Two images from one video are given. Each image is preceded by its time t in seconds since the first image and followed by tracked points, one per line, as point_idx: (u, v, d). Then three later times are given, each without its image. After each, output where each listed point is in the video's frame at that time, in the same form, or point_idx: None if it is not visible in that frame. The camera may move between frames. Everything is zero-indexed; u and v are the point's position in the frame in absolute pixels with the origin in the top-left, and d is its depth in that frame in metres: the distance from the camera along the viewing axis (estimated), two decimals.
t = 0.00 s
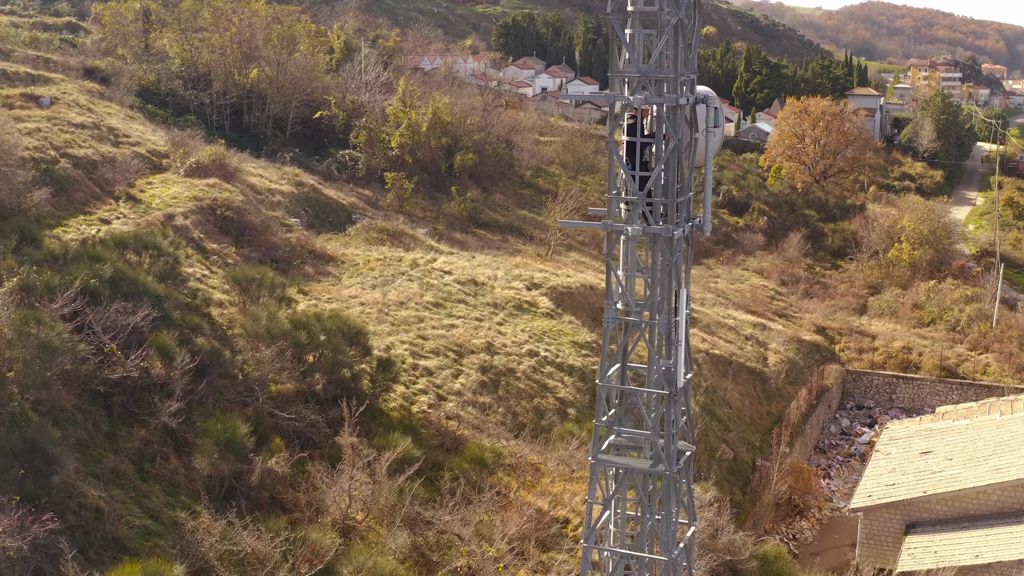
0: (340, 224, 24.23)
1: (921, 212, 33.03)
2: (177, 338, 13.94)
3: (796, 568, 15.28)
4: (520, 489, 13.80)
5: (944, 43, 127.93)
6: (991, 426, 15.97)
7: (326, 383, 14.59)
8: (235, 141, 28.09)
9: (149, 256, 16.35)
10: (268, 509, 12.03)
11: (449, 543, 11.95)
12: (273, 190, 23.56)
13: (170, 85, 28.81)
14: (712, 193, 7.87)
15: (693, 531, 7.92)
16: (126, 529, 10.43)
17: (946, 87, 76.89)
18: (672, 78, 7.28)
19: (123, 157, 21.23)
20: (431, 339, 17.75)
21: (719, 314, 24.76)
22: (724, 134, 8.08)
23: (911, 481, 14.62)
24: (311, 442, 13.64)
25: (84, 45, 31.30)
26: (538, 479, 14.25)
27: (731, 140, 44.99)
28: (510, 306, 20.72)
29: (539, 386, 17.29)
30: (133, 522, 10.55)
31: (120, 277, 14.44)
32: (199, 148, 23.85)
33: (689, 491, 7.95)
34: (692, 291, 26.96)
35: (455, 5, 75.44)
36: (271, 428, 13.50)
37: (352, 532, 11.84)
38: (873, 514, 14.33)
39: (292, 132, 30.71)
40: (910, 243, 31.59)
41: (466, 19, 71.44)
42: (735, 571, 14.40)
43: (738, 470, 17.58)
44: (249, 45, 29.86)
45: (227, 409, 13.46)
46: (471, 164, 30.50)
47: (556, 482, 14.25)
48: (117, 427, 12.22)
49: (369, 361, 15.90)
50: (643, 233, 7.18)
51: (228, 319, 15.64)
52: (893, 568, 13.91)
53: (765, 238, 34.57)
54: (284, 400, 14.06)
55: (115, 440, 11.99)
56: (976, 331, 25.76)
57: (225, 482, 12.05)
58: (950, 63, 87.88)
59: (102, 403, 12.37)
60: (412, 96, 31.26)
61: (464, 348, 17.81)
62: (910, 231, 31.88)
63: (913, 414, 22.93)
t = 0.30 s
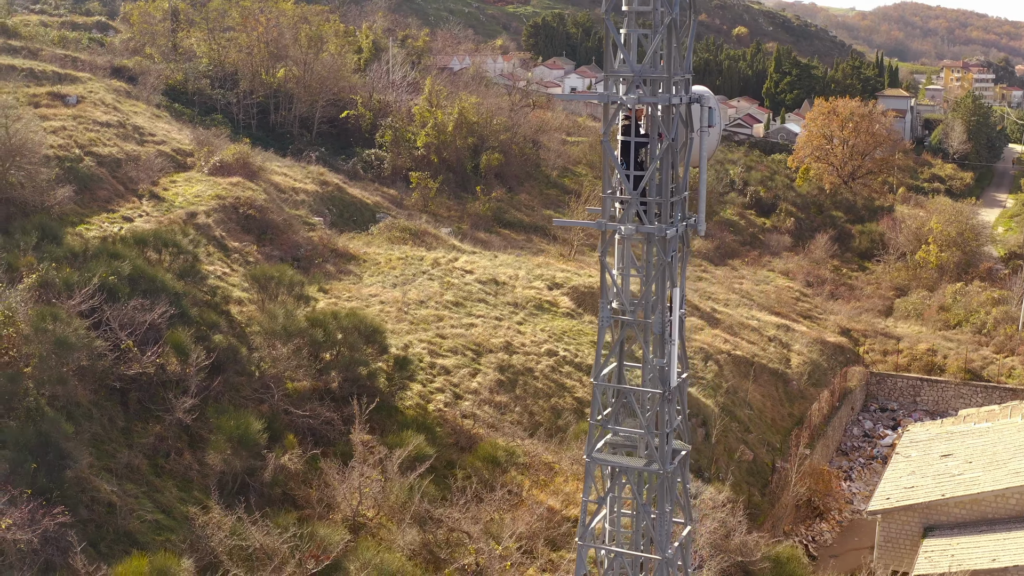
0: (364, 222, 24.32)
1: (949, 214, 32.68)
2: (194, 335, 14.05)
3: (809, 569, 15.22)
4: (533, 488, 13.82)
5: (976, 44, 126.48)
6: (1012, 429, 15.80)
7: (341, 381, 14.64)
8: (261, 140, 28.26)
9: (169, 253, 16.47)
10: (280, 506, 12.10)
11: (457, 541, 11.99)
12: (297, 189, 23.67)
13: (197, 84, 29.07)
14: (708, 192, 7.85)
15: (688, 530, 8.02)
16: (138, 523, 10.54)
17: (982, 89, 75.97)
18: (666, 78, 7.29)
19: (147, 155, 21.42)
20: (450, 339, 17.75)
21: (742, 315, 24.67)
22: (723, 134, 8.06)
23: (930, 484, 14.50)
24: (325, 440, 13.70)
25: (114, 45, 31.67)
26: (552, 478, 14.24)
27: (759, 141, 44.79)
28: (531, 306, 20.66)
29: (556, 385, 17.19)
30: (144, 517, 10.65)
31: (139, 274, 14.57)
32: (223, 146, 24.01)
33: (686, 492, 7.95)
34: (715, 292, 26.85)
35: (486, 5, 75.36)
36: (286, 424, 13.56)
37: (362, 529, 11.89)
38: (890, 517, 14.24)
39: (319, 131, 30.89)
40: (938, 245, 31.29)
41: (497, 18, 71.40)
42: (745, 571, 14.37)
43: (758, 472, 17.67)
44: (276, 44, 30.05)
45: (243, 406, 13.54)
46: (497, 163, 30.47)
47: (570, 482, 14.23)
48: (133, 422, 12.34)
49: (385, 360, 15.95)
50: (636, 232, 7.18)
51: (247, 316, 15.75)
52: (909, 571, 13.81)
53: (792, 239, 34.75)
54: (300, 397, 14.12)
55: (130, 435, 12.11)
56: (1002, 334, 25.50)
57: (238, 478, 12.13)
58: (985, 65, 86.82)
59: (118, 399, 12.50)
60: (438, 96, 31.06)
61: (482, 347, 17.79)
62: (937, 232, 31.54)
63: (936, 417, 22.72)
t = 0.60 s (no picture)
0: (389, 222, 24.40)
1: (978, 215, 32.25)
2: (213, 332, 14.15)
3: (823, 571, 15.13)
4: (549, 487, 13.83)
5: (1013, 45, 124.61)
6: None
7: (359, 378, 14.69)
8: (289, 139, 28.41)
9: (191, 251, 16.58)
10: (294, 502, 12.17)
11: (467, 539, 12.01)
12: (323, 188, 23.76)
13: (226, 83, 29.30)
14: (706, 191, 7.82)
15: (685, 529, 8.11)
16: (152, 517, 10.65)
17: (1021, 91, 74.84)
18: (663, 78, 7.25)
19: (174, 154, 21.62)
20: (470, 338, 17.73)
21: (767, 316, 24.54)
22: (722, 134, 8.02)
23: (951, 487, 14.37)
24: (342, 437, 13.75)
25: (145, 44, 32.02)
26: (568, 478, 14.22)
27: (789, 142, 44.55)
28: (553, 306, 20.56)
29: (577, 386, 17.10)
30: (158, 511, 10.77)
31: (160, 271, 14.72)
32: (249, 145, 24.15)
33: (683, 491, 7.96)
34: (741, 292, 26.73)
35: (517, 5, 75.20)
36: (303, 421, 13.63)
37: (375, 527, 11.93)
38: (910, 520, 14.12)
39: (348, 130, 31.03)
40: (967, 248, 30.89)
41: (529, 18, 71.39)
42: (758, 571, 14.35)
43: (779, 474, 17.65)
44: (305, 44, 30.23)
45: (260, 403, 13.64)
46: (524, 163, 30.41)
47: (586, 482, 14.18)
48: (150, 418, 12.46)
49: (403, 358, 15.99)
50: (632, 231, 7.18)
51: (267, 313, 15.84)
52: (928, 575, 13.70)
53: (821, 240, 34.50)
54: (318, 395, 14.18)
55: (148, 431, 12.23)
56: None
57: (253, 475, 12.21)
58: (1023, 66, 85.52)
59: (137, 395, 12.62)
60: (466, 97, 31.34)
61: (502, 346, 17.74)
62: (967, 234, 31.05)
63: (963, 421, 22.51)
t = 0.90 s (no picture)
0: (415, 221, 24.50)
1: (1009, 218, 31.77)
2: (232, 329, 14.25)
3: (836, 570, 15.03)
4: (564, 487, 13.80)
5: None
6: None
7: (377, 376, 14.74)
8: (317, 139, 28.59)
9: (212, 249, 16.62)
10: (308, 499, 12.23)
11: (477, 537, 12.05)
12: (349, 187, 23.86)
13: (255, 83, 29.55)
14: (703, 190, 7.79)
15: (684, 527, 8.15)
16: (166, 512, 10.76)
17: None
18: (657, 78, 7.23)
19: (201, 152, 21.81)
20: (491, 337, 17.72)
21: (792, 318, 24.42)
22: (720, 135, 7.98)
23: (972, 490, 14.22)
24: (358, 434, 13.79)
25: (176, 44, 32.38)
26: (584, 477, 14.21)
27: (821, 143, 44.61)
28: (576, 306, 20.52)
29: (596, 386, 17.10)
30: (171, 506, 10.87)
31: (181, 269, 14.83)
32: (276, 144, 24.30)
33: (682, 489, 8.04)
34: (767, 294, 26.61)
35: (549, 4, 75.21)
36: (320, 419, 13.69)
37: (387, 524, 11.98)
38: (930, 523, 13.97)
39: (376, 130, 31.15)
40: (998, 250, 29.98)
41: (561, 19, 71.38)
42: (771, 572, 14.29)
43: (800, 476, 17.55)
44: (334, 44, 30.40)
45: (278, 400, 13.71)
46: (552, 163, 30.34)
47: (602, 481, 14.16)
48: (168, 414, 12.57)
49: (422, 357, 16.02)
50: (627, 231, 7.19)
51: (288, 310, 15.92)
52: None
53: (851, 242, 34.22)
54: (336, 392, 14.23)
55: (165, 427, 12.34)
56: None
57: (268, 471, 12.28)
58: None
59: (155, 391, 12.75)
60: (495, 97, 31.45)
61: (523, 346, 17.73)
62: (997, 237, 30.47)
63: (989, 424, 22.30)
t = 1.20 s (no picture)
0: (440, 221, 24.58)
1: None
2: (250, 327, 14.37)
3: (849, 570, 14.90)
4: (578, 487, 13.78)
5: None
6: None
7: (394, 374, 14.79)
8: (344, 138, 28.75)
9: (233, 248, 16.60)
10: (321, 496, 12.30)
11: (487, 535, 12.09)
12: (374, 187, 23.95)
13: (283, 83, 29.76)
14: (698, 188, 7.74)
15: (681, 528, 8.11)
16: (179, 507, 10.87)
17: None
18: (654, 77, 7.24)
19: (226, 152, 21.99)
20: (510, 337, 17.74)
21: (817, 320, 24.28)
22: (717, 133, 8.02)
23: (992, 494, 14.07)
24: (374, 432, 13.84)
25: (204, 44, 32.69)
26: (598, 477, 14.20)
27: (852, 145, 44.30)
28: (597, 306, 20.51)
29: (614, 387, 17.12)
30: (184, 501, 10.98)
31: (200, 267, 14.97)
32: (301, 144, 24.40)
33: (679, 490, 7.98)
34: (792, 295, 26.51)
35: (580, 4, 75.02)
36: (336, 416, 13.76)
37: (399, 521, 12.05)
38: (949, 527, 13.83)
39: (403, 130, 31.25)
40: None
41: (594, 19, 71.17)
42: (785, 574, 14.21)
43: (821, 478, 17.44)
44: (362, 44, 30.57)
45: (294, 397, 13.79)
46: (578, 164, 30.29)
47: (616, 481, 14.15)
48: (185, 410, 12.69)
49: (439, 355, 16.05)
50: (622, 230, 7.19)
51: (307, 307, 16.01)
52: None
53: (879, 244, 33.95)
54: (353, 390, 14.30)
55: (182, 423, 12.46)
56: None
57: (282, 468, 12.37)
58: None
59: (172, 388, 12.87)
60: (520, 96, 30.85)
61: (542, 345, 17.73)
62: None
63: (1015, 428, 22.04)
